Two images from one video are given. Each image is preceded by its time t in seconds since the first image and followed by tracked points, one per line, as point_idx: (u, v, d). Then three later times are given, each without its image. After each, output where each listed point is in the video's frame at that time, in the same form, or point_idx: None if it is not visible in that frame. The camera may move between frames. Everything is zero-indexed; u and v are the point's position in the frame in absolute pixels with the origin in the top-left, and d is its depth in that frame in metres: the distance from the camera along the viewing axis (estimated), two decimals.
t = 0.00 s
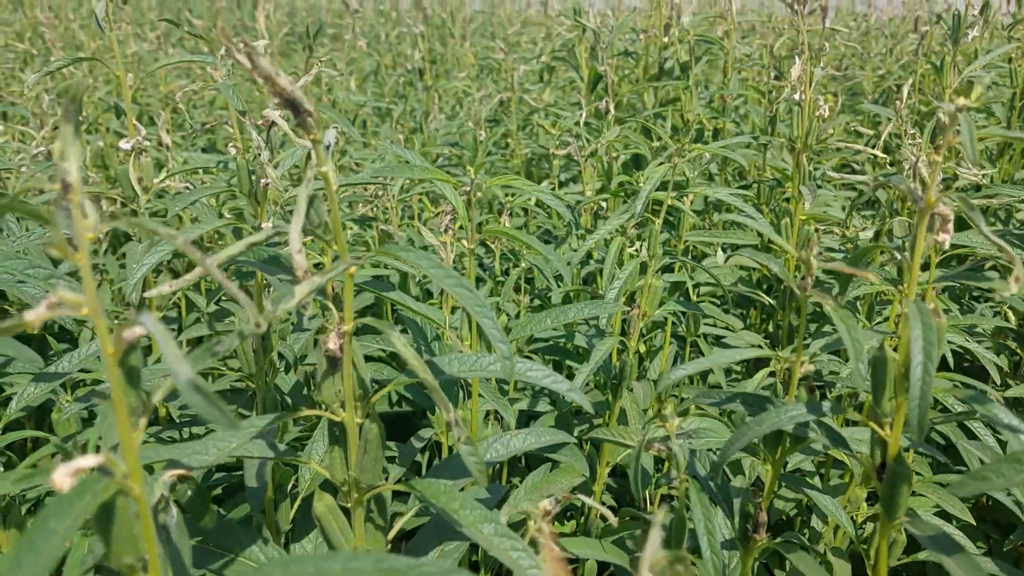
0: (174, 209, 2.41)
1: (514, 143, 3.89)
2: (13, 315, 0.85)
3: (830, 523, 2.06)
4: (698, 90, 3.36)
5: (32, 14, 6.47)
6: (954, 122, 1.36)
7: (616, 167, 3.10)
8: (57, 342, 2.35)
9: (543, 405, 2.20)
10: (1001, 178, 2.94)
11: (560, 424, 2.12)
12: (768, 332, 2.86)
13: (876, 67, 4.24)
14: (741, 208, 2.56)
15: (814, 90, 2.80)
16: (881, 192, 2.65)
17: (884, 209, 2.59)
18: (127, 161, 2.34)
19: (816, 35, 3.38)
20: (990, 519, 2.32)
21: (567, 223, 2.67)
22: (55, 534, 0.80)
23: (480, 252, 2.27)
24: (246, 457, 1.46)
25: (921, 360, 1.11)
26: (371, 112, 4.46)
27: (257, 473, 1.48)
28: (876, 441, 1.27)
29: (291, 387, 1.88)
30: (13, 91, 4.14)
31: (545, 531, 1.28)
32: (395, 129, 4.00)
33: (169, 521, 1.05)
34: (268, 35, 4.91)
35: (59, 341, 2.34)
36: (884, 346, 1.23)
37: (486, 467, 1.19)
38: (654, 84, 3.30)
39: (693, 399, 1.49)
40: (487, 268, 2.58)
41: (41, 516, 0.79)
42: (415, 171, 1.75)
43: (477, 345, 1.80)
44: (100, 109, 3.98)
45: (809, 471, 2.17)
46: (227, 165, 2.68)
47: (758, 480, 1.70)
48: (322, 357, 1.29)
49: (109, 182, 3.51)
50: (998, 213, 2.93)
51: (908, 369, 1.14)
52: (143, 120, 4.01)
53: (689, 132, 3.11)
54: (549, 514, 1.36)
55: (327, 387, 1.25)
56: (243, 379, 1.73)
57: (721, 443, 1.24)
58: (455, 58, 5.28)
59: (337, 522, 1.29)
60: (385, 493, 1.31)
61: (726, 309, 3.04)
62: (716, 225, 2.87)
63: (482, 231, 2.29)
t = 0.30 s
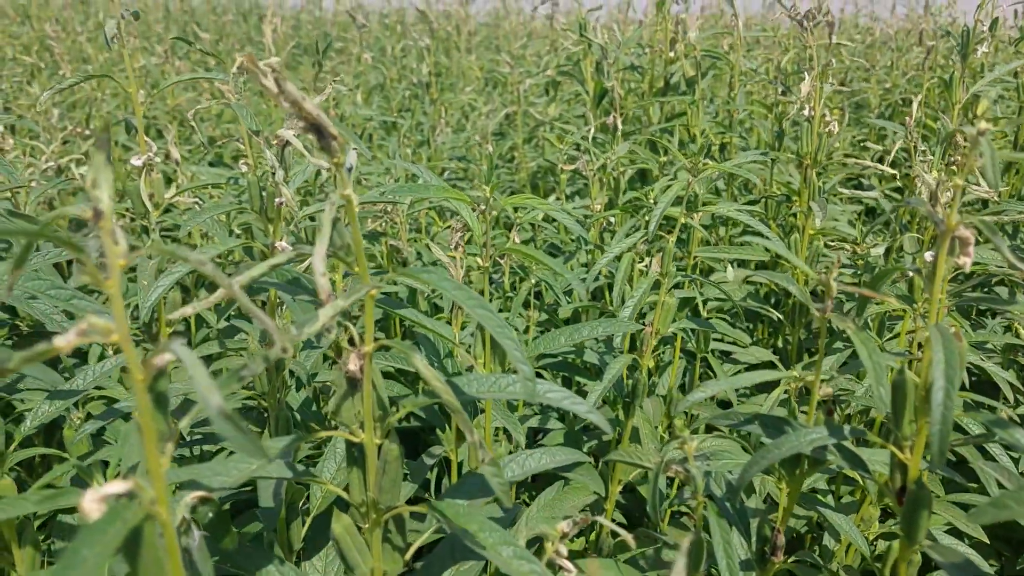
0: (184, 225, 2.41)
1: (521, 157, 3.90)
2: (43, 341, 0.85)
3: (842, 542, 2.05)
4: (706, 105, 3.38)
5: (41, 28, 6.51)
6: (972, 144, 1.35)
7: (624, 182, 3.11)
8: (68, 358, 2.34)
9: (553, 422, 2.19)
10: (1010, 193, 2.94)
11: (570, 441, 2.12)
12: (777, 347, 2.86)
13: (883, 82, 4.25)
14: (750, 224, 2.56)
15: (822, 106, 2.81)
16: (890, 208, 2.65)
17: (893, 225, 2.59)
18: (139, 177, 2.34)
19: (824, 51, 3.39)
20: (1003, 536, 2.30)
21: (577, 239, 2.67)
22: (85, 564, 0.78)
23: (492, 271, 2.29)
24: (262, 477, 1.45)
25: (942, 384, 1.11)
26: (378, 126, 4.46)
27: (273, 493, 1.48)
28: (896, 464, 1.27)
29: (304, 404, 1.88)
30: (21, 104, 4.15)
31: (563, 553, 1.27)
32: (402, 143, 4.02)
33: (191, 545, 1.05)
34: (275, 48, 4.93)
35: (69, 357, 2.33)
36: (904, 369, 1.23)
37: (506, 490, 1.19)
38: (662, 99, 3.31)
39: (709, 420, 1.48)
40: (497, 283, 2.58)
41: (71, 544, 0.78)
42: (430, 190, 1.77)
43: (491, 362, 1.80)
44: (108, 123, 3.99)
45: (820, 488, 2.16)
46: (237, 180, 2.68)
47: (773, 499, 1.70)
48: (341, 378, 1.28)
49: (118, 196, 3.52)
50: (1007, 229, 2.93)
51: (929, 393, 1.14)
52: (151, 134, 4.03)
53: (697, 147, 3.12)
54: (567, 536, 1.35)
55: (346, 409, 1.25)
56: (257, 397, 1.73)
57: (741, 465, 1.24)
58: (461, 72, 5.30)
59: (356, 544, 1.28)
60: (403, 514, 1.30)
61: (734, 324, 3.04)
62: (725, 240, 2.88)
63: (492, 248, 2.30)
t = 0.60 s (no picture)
0: (194, 233, 2.42)
1: (527, 164, 3.91)
2: (66, 358, 0.85)
3: (852, 552, 2.04)
4: (714, 114, 3.38)
5: (50, 34, 6.53)
6: (987, 159, 1.36)
7: (632, 190, 3.12)
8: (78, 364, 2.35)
9: (563, 431, 2.19)
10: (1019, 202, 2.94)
11: (580, 449, 2.13)
12: (785, 355, 2.86)
13: (890, 90, 4.24)
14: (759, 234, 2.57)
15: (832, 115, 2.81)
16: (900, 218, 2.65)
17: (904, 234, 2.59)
18: (150, 186, 2.35)
19: (832, 60, 3.38)
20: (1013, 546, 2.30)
21: (585, 247, 2.68)
22: None
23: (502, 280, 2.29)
24: (277, 489, 1.46)
25: (958, 399, 1.11)
26: (386, 133, 4.47)
27: (287, 504, 1.48)
28: (910, 478, 1.27)
29: (315, 413, 1.88)
30: (30, 111, 4.17)
31: (578, 566, 1.27)
32: (409, 150, 4.03)
33: (209, 558, 1.06)
34: (282, 55, 4.94)
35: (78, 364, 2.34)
36: (919, 384, 1.23)
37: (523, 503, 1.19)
38: (670, 107, 3.32)
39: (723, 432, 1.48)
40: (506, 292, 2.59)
41: (94, 560, 0.79)
42: (441, 201, 1.77)
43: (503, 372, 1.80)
44: (117, 129, 4.00)
45: (830, 498, 2.16)
46: (247, 188, 2.69)
47: (785, 511, 1.70)
48: (357, 391, 1.29)
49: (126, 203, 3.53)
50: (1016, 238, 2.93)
51: (945, 407, 1.14)
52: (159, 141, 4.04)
53: (705, 155, 3.12)
54: (580, 548, 1.36)
55: (361, 420, 1.25)
56: (270, 407, 1.74)
57: (755, 479, 1.24)
58: (467, 79, 5.32)
59: (371, 555, 1.29)
60: (417, 527, 1.31)
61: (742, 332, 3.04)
62: (733, 249, 2.88)
63: (502, 258, 2.30)
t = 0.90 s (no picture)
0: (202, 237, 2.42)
1: (534, 168, 3.91)
2: (77, 371, 0.84)
3: (863, 558, 2.02)
4: (722, 118, 3.38)
5: (57, 37, 6.55)
6: (1006, 167, 1.34)
7: (641, 194, 3.11)
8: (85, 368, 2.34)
9: (573, 436, 2.18)
10: None
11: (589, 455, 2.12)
12: (794, 359, 2.85)
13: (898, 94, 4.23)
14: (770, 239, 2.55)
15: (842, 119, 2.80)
16: (910, 223, 2.64)
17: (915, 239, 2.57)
18: (159, 190, 2.34)
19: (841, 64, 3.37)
20: None
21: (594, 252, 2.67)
22: None
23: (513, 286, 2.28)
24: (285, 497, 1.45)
25: (977, 410, 1.10)
26: (392, 136, 4.47)
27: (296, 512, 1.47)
28: (926, 487, 1.26)
29: (324, 419, 1.88)
30: (38, 114, 4.17)
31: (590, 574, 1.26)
32: (416, 154, 4.03)
33: (220, 569, 1.05)
34: (289, 58, 4.95)
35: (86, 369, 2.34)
36: (936, 393, 1.22)
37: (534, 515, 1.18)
38: (678, 111, 3.32)
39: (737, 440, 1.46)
40: (515, 297, 2.58)
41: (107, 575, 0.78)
42: (451, 207, 1.76)
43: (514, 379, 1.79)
44: (124, 133, 4.01)
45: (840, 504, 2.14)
46: (256, 192, 2.69)
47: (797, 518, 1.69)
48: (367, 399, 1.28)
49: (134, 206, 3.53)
50: None
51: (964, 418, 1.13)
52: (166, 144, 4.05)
53: (714, 160, 3.12)
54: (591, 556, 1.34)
55: (372, 428, 1.24)
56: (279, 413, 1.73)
57: (771, 489, 1.22)
58: (473, 82, 5.32)
59: (381, 563, 1.28)
60: (428, 535, 1.30)
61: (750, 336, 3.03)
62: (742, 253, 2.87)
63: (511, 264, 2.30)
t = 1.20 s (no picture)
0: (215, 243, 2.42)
1: (543, 172, 3.91)
2: (110, 384, 0.85)
3: (879, 565, 2.01)
4: (732, 122, 3.37)
5: (66, 42, 6.56)
6: None
7: (651, 198, 3.11)
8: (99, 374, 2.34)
9: (586, 442, 2.17)
10: None
11: (603, 462, 2.11)
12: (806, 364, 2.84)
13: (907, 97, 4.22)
14: (783, 244, 2.55)
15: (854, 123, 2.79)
16: (923, 227, 2.63)
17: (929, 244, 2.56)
18: (173, 196, 2.35)
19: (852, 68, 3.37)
20: None
21: (606, 257, 2.67)
22: None
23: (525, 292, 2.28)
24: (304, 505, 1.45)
25: (1003, 419, 1.10)
26: (401, 140, 4.47)
27: (315, 520, 1.46)
28: (950, 496, 1.25)
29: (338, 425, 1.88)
30: (48, 119, 4.18)
31: None
32: (425, 158, 4.03)
33: None
34: (297, 63, 4.96)
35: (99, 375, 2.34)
36: (959, 402, 1.21)
37: (557, 525, 1.18)
38: (688, 115, 3.32)
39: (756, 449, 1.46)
40: (527, 302, 2.58)
41: None
42: (461, 216, 1.74)
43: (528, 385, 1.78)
44: (134, 137, 4.02)
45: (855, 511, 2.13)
46: (268, 198, 2.69)
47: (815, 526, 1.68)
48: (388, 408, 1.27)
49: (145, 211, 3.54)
50: None
51: (989, 428, 1.12)
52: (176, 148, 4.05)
53: (724, 165, 3.11)
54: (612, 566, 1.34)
55: (394, 438, 1.23)
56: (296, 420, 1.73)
57: (793, 500, 1.23)
58: (481, 86, 5.33)
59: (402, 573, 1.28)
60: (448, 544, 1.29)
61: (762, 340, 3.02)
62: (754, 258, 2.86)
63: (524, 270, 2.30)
